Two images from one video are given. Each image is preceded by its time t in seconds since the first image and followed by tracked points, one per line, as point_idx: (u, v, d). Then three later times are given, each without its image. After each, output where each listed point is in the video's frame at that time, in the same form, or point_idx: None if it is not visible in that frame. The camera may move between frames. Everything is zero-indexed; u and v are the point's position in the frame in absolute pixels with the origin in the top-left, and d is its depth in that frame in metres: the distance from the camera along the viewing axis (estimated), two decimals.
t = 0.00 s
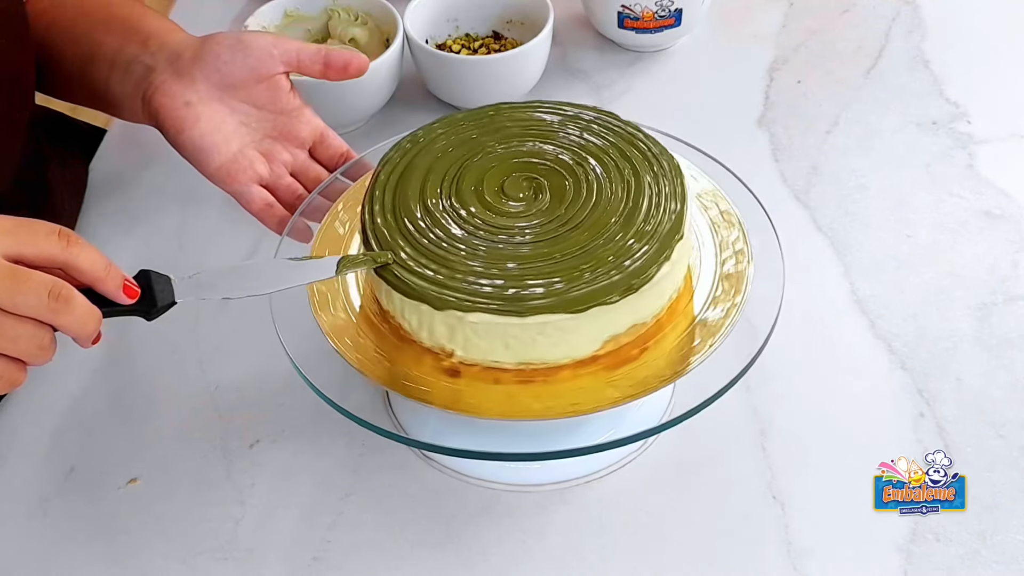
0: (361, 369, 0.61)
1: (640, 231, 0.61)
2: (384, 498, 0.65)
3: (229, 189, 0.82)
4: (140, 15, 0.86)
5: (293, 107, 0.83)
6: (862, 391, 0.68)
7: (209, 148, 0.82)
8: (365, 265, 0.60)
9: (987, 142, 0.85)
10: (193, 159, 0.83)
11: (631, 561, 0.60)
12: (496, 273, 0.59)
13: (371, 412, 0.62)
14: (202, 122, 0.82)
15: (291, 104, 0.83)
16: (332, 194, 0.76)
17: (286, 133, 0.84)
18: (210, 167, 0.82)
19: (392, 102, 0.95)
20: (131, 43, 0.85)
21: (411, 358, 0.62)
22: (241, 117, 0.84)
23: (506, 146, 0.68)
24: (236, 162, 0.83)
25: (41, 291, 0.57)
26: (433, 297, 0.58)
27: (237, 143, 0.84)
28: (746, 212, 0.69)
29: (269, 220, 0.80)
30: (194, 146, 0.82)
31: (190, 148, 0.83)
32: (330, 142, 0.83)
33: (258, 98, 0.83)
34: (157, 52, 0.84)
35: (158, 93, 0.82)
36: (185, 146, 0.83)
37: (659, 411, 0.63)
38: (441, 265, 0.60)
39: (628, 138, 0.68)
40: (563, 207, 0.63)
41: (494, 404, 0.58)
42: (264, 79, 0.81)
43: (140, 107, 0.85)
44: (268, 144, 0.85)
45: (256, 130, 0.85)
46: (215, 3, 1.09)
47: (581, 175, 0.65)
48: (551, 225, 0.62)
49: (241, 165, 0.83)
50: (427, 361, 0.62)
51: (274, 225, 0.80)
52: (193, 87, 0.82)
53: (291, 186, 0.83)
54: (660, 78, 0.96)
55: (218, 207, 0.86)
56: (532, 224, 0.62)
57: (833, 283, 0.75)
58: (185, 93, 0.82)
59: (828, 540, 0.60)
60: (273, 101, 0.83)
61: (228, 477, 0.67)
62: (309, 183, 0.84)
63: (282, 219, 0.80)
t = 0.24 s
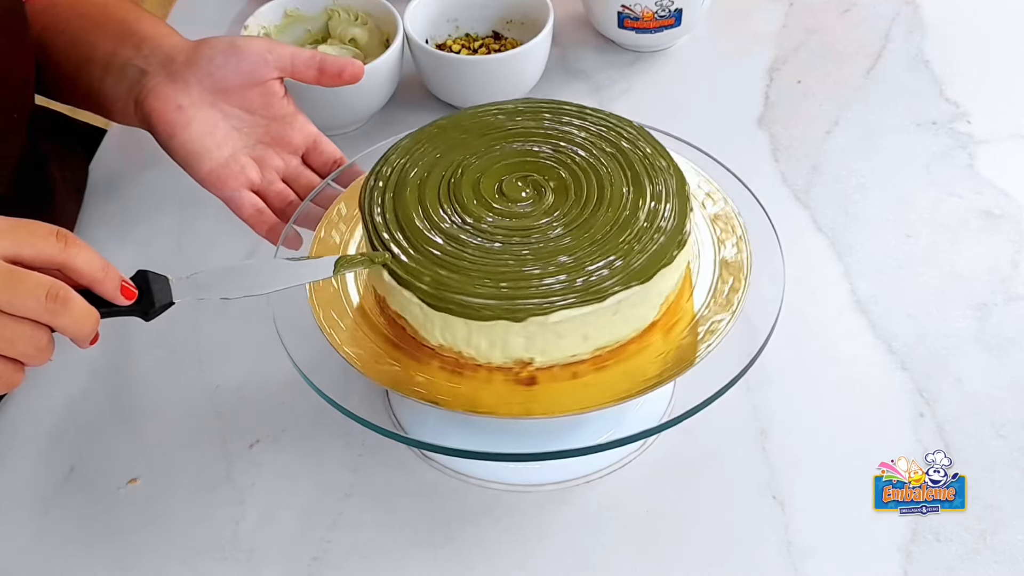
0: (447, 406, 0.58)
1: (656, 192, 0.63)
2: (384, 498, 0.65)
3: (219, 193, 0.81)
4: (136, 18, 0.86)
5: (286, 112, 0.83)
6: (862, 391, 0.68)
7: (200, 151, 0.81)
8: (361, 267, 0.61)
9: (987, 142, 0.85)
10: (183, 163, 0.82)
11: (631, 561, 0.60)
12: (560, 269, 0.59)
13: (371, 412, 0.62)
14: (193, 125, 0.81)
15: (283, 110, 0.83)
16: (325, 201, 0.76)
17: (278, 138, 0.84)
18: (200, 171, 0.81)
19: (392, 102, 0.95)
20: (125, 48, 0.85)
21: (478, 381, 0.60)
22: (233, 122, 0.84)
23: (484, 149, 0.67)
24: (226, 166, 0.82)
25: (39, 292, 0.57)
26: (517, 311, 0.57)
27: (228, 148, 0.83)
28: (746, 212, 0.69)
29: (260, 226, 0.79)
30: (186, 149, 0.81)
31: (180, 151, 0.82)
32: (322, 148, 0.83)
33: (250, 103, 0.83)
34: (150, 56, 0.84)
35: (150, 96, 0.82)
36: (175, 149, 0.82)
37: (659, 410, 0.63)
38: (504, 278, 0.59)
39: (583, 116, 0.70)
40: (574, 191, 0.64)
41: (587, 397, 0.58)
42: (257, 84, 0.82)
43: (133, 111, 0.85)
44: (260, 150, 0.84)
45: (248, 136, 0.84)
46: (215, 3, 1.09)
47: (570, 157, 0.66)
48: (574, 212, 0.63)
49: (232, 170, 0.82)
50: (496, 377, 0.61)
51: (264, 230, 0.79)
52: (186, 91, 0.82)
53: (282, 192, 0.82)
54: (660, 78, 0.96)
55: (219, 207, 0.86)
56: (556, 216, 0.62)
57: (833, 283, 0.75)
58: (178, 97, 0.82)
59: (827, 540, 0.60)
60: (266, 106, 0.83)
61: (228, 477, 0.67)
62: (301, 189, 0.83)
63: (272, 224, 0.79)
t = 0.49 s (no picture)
0: (550, 411, 0.57)
1: (648, 158, 0.66)
2: (384, 498, 0.65)
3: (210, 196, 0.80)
4: (132, 20, 0.86)
5: (279, 116, 0.83)
6: (862, 391, 0.68)
7: (193, 154, 0.81)
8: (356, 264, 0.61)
9: (987, 142, 0.85)
10: (176, 166, 0.82)
11: (631, 561, 0.60)
12: (608, 249, 0.60)
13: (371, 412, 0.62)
14: (186, 128, 0.81)
15: (278, 115, 0.83)
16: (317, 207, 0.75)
17: (271, 143, 0.83)
18: (193, 174, 0.81)
19: (392, 102, 0.95)
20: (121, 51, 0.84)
21: (551, 382, 0.60)
22: (226, 126, 0.84)
23: (470, 159, 0.67)
24: (218, 170, 0.82)
25: (35, 292, 0.57)
26: (592, 299, 0.57)
27: (221, 152, 0.83)
28: (746, 212, 0.69)
29: (250, 230, 0.79)
30: (178, 152, 0.81)
31: (172, 154, 0.82)
32: (316, 153, 0.83)
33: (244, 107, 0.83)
34: (144, 58, 0.84)
35: (143, 98, 0.82)
36: (168, 152, 0.82)
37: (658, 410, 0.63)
38: (563, 271, 0.59)
39: (541, 109, 0.70)
40: (575, 176, 0.65)
41: (651, 367, 0.60)
42: (251, 88, 0.81)
43: (127, 113, 0.85)
44: (253, 154, 0.84)
45: (241, 140, 0.84)
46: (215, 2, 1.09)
47: (554, 148, 0.67)
48: (586, 196, 0.64)
49: (224, 174, 0.81)
50: (564, 374, 0.60)
51: (254, 234, 0.79)
52: (179, 94, 0.82)
53: (274, 197, 0.81)
54: (660, 78, 0.96)
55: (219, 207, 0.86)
56: (574, 203, 0.63)
57: (833, 283, 0.75)
58: (171, 100, 0.82)
59: (827, 541, 0.60)
60: (259, 110, 0.83)
61: (228, 477, 0.67)
62: (293, 196, 0.82)
63: (263, 228, 0.78)
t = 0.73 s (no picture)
0: (629, 392, 0.57)
1: (623, 134, 0.68)
2: (384, 498, 0.65)
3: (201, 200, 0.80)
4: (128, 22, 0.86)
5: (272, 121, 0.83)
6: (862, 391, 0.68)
7: (185, 157, 0.81)
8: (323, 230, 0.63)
9: (987, 142, 0.85)
10: (167, 168, 0.82)
11: (630, 561, 0.60)
12: (633, 226, 0.61)
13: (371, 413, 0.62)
14: (178, 131, 0.81)
15: (271, 119, 0.83)
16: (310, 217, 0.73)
17: (263, 147, 0.84)
18: (183, 177, 0.81)
19: (391, 102, 0.95)
20: (114, 53, 0.84)
21: (606, 367, 0.61)
22: (218, 129, 0.83)
23: (460, 169, 0.66)
24: (209, 174, 0.81)
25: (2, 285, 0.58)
26: (642, 275, 0.58)
27: (212, 155, 0.82)
28: (746, 212, 0.69)
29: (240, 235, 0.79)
30: (170, 154, 0.81)
31: (164, 156, 0.81)
32: (308, 159, 0.83)
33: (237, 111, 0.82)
34: (138, 60, 0.83)
35: (136, 100, 0.81)
36: (159, 154, 0.81)
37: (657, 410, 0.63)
38: (603, 255, 0.60)
39: (527, 107, 0.70)
40: (565, 163, 0.66)
41: (686, 331, 0.62)
42: (245, 92, 0.81)
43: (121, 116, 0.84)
44: (244, 158, 0.83)
45: (233, 143, 0.84)
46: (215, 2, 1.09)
47: (535, 143, 0.68)
48: (585, 181, 0.65)
49: (215, 178, 0.81)
50: (617, 356, 0.61)
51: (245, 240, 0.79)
52: (171, 96, 0.81)
53: (265, 202, 0.82)
54: (660, 78, 0.96)
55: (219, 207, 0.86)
56: (578, 191, 0.64)
57: (833, 283, 0.75)
58: (162, 103, 0.81)
59: (828, 541, 0.60)
60: (252, 114, 0.83)
61: (228, 477, 0.67)
62: (284, 203, 0.83)
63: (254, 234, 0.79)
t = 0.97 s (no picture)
0: (660, 375, 0.58)
1: (606, 125, 0.69)
2: (384, 498, 0.65)
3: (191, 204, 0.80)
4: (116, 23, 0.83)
5: (264, 125, 0.82)
6: (862, 392, 0.68)
7: (176, 162, 0.80)
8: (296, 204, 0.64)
9: (987, 142, 0.85)
10: (158, 173, 0.81)
11: (630, 561, 0.60)
12: (640, 213, 0.62)
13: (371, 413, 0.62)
14: (168, 135, 0.80)
15: (263, 124, 0.82)
16: (304, 224, 0.73)
17: (255, 151, 0.83)
18: (173, 182, 0.80)
19: (391, 102, 0.95)
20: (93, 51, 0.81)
21: (629, 355, 0.61)
22: (210, 133, 0.82)
23: (456, 175, 0.65)
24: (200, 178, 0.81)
25: None
26: (660, 259, 0.59)
27: (202, 160, 0.82)
28: (745, 212, 0.69)
29: (233, 240, 0.78)
30: (162, 159, 0.80)
31: (155, 161, 0.81)
32: (300, 164, 0.83)
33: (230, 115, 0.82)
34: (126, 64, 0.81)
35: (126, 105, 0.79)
36: (151, 159, 0.81)
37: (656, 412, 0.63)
38: (619, 244, 0.60)
39: (512, 109, 0.70)
40: (559, 159, 0.66)
41: (697, 313, 0.63)
42: (237, 96, 0.80)
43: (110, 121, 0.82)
44: (236, 163, 0.83)
45: (225, 148, 0.83)
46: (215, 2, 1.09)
47: (524, 142, 0.68)
48: (583, 175, 0.65)
49: (206, 182, 0.80)
50: (639, 344, 0.62)
51: (238, 244, 0.78)
52: (163, 100, 0.80)
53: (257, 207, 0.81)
54: (659, 78, 0.96)
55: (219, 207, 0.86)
56: (578, 185, 0.64)
57: (834, 283, 0.75)
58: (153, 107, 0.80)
59: (828, 541, 0.60)
60: (245, 118, 0.82)
61: (228, 477, 0.67)
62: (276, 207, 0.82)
63: (246, 239, 0.78)
